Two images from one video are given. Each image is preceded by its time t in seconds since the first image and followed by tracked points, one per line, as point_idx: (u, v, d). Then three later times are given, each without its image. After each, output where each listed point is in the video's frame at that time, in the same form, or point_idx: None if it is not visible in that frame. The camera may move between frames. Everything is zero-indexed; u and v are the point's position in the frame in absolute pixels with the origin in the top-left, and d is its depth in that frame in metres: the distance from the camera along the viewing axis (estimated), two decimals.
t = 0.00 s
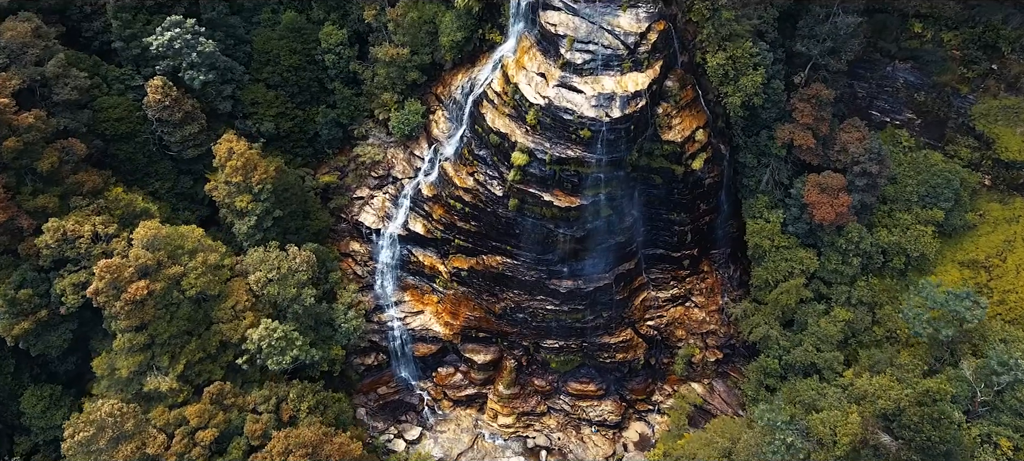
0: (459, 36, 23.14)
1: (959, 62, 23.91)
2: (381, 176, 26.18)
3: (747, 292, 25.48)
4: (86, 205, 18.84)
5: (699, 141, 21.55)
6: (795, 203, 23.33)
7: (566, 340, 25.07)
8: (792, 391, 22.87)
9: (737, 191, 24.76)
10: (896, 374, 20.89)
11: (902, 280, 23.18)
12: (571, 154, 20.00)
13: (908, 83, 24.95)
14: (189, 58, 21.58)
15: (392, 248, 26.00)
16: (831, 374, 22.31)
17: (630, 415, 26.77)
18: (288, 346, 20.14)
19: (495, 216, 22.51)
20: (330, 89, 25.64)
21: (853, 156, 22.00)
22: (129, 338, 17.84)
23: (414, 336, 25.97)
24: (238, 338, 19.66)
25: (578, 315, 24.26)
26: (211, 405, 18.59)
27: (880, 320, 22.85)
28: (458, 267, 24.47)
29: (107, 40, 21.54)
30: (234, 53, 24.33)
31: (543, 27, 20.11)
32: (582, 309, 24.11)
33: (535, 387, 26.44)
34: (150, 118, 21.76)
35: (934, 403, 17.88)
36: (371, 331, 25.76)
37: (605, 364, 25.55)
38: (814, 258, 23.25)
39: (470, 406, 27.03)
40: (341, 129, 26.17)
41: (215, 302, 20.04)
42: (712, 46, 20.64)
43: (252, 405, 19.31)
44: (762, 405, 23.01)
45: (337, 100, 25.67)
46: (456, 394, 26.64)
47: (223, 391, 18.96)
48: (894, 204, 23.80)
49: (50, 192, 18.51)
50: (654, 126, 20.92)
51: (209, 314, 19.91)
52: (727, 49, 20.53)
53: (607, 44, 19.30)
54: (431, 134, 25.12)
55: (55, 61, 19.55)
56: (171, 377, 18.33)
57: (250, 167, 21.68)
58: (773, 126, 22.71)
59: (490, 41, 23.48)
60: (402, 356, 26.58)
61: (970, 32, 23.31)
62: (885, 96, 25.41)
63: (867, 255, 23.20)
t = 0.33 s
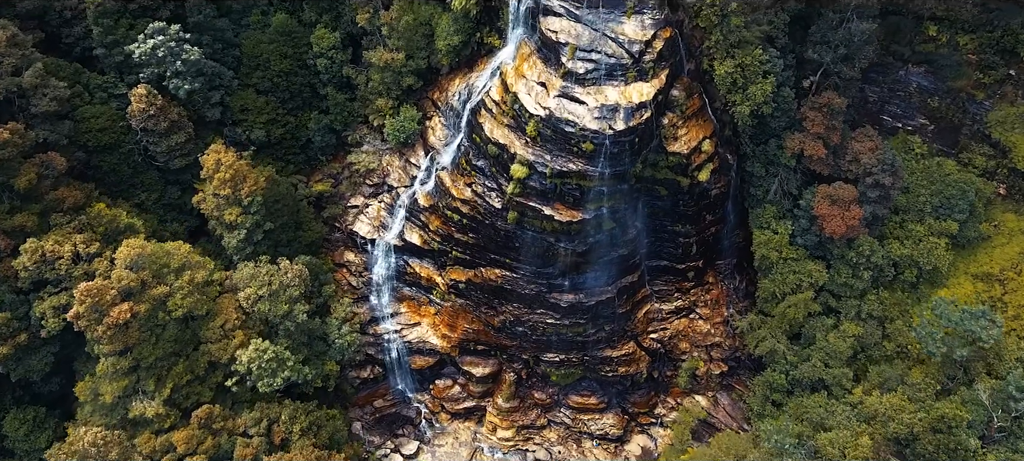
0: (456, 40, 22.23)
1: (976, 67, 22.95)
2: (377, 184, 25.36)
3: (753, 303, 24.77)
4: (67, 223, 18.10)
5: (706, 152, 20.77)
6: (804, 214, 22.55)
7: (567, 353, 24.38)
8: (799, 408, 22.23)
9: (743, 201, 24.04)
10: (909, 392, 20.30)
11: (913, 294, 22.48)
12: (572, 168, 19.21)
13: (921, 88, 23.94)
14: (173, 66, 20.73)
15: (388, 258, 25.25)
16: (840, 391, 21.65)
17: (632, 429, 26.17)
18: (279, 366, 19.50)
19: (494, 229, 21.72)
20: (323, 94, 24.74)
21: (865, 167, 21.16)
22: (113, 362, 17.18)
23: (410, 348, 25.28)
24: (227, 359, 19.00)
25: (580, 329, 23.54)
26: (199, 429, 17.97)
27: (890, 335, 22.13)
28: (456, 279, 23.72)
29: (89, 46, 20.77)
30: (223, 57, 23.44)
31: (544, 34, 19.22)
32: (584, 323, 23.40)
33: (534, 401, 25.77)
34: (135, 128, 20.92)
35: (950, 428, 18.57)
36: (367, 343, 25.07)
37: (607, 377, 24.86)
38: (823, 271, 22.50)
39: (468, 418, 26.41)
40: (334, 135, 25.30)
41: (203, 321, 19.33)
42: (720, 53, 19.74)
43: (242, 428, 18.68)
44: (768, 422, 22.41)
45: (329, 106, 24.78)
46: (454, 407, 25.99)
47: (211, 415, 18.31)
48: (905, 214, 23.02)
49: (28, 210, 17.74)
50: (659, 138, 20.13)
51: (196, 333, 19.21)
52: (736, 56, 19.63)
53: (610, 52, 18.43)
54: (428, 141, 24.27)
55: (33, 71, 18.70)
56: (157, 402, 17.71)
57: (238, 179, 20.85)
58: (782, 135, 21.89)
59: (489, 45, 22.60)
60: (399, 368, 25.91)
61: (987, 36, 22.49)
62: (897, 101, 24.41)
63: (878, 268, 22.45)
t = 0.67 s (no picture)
0: (453, 46, 21.31)
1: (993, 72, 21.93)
2: (372, 193, 24.56)
3: (760, 317, 24.09)
4: (47, 243, 17.38)
5: (713, 165, 19.98)
6: (814, 228, 21.80)
7: (568, 368, 23.72)
8: (806, 427, 21.56)
9: (751, 212, 23.28)
10: (922, 414, 19.72)
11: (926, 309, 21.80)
12: (574, 184, 18.45)
13: (935, 94, 23.04)
14: (156, 77, 19.93)
15: (384, 270, 24.53)
16: (849, 410, 21.01)
17: (634, 443, 25.56)
18: (270, 389, 18.86)
19: (493, 243, 20.97)
20: (315, 101, 23.85)
21: (878, 180, 20.37)
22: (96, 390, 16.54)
23: (407, 362, 24.62)
24: (216, 382, 18.36)
25: (581, 344, 22.86)
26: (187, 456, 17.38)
27: (900, 351, 21.49)
28: (454, 293, 23.01)
29: (69, 54, 19.87)
30: (210, 64, 22.56)
31: (545, 43, 18.35)
32: (585, 339, 22.71)
33: (535, 415, 25.15)
34: (118, 140, 20.13)
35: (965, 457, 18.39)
36: (362, 358, 24.41)
37: (609, 392, 24.23)
38: (833, 286, 21.78)
39: (467, 432, 25.79)
40: (327, 143, 24.46)
41: (191, 342, 18.64)
42: (729, 63, 18.86)
43: (232, 453, 18.06)
44: (775, 441, 21.84)
45: (322, 113, 23.91)
46: (452, 421, 25.34)
47: (200, 441, 17.68)
48: (918, 227, 22.19)
49: (5, 230, 17.02)
50: (664, 151, 19.38)
51: (184, 355, 18.56)
52: (745, 66, 18.77)
53: (614, 63, 17.58)
54: (424, 150, 23.46)
55: (8, 83, 17.83)
56: (143, 429, 17.13)
57: (227, 193, 20.03)
58: (792, 146, 21.10)
59: (487, 51, 21.73)
60: (396, 382, 25.25)
61: (1006, 42, 21.11)
62: (911, 106, 23.62)
63: (890, 283, 21.70)
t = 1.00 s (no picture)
0: (450, 54, 20.43)
1: (1010, 78, 20.55)
2: (367, 203, 23.82)
3: (766, 331, 23.44)
4: (25, 266, 16.68)
5: (720, 180, 19.27)
6: (823, 242, 21.10)
7: (569, 384, 23.08)
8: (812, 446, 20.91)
9: (757, 225, 22.56)
10: (934, 438, 19.22)
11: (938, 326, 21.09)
12: (575, 201, 17.73)
13: (949, 101, 21.75)
14: (139, 90, 19.11)
15: (379, 283, 23.85)
16: (858, 430, 20.40)
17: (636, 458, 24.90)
18: (261, 413, 18.23)
19: (491, 259, 20.25)
20: (307, 109, 23.00)
21: (891, 194, 19.61)
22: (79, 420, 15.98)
23: (404, 377, 23.98)
24: (204, 407, 17.77)
25: (583, 361, 22.22)
26: None
27: (911, 368, 20.82)
28: (451, 309, 22.34)
29: (48, 64, 19.15)
30: (198, 71, 21.71)
31: (546, 54, 17.52)
32: (587, 355, 22.06)
33: (535, 430, 24.51)
34: (102, 154, 19.35)
35: None
36: (358, 373, 23.81)
37: (611, 407, 23.61)
38: (842, 302, 21.08)
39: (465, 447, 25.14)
40: (320, 152, 23.66)
41: (178, 365, 18.01)
42: (738, 74, 18.03)
43: None
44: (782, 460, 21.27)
45: (314, 122, 23.07)
46: (450, 436, 24.65)
47: None
48: (932, 240, 21.34)
49: None
50: (669, 167, 18.66)
51: (170, 379, 18.03)
52: (755, 77, 17.94)
53: (619, 76, 16.76)
54: (420, 160, 22.68)
55: None
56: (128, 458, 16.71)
57: (215, 209, 19.26)
58: (802, 159, 20.35)
59: (485, 58, 20.88)
60: (392, 396, 24.64)
61: None
62: (922, 114, 22.32)
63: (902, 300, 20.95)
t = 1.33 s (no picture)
0: (447, 63, 19.55)
1: None
2: (361, 215, 23.11)
3: (772, 346, 22.80)
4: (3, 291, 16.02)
5: (727, 197, 18.56)
6: (833, 259, 20.42)
7: (569, 402, 22.44)
8: None
9: (765, 239, 21.89)
10: None
11: (951, 345, 20.37)
12: (577, 222, 17.02)
13: (963, 110, 20.72)
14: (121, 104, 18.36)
15: (374, 297, 23.20)
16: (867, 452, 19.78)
17: None
18: (250, 440, 17.60)
19: (490, 277, 19.55)
20: (298, 118, 22.16)
21: (904, 211, 18.88)
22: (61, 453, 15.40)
23: (400, 393, 23.37)
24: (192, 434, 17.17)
25: (584, 379, 21.58)
26: None
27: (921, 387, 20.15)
28: (448, 325, 21.69)
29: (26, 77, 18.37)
30: (184, 80, 20.90)
31: (546, 68, 16.74)
32: (588, 374, 21.41)
33: (534, 446, 23.84)
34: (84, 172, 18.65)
35: None
36: (354, 390, 23.26)
37: (613, 424, 23.00)
38: (852, 320, 20.40)
39: None
40: (312, 162, 22.85)
41: (165, 391, 17.41)
42: (747, 88, 17.25)
43: None
44: None
45: (305, 131, 22.25)
46: (448, 451, 23.99)
47: None
48: (945, 254, 20.53)
49: None
50: (674, 185, 18.01)
51: (156, 405, 17.38)
52: (765, 91, 17.14)
53: (623, 92, 15.98)
54: (415, 171, 21.91)
55: None
56: None
57: (203, 228, 18.53)
58: (812, 173, 19.63)
59: (483, 66, 20.04)
60: (388, 412, 24.07)
61: None
62: (934, 121, 21.16)
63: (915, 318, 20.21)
